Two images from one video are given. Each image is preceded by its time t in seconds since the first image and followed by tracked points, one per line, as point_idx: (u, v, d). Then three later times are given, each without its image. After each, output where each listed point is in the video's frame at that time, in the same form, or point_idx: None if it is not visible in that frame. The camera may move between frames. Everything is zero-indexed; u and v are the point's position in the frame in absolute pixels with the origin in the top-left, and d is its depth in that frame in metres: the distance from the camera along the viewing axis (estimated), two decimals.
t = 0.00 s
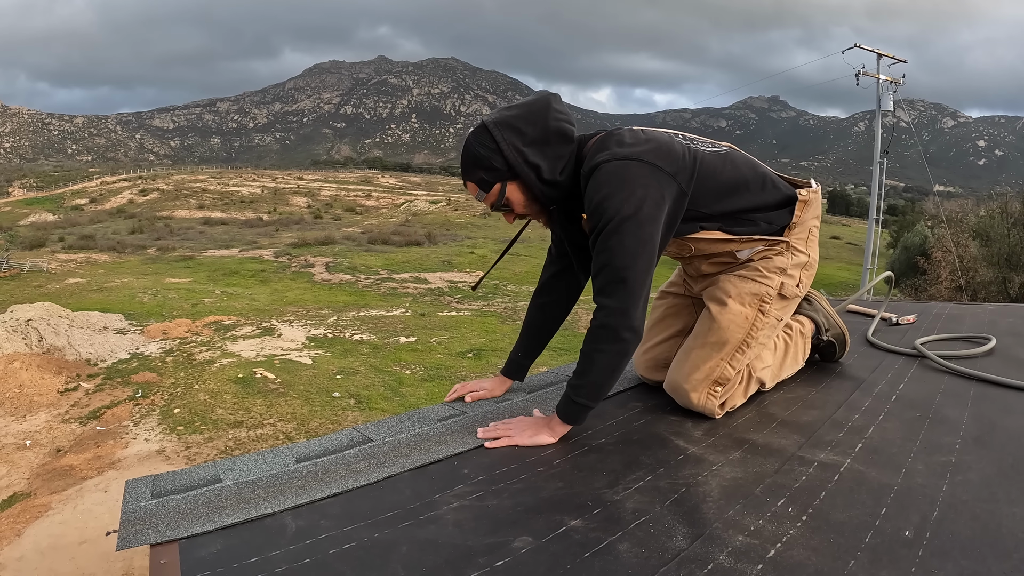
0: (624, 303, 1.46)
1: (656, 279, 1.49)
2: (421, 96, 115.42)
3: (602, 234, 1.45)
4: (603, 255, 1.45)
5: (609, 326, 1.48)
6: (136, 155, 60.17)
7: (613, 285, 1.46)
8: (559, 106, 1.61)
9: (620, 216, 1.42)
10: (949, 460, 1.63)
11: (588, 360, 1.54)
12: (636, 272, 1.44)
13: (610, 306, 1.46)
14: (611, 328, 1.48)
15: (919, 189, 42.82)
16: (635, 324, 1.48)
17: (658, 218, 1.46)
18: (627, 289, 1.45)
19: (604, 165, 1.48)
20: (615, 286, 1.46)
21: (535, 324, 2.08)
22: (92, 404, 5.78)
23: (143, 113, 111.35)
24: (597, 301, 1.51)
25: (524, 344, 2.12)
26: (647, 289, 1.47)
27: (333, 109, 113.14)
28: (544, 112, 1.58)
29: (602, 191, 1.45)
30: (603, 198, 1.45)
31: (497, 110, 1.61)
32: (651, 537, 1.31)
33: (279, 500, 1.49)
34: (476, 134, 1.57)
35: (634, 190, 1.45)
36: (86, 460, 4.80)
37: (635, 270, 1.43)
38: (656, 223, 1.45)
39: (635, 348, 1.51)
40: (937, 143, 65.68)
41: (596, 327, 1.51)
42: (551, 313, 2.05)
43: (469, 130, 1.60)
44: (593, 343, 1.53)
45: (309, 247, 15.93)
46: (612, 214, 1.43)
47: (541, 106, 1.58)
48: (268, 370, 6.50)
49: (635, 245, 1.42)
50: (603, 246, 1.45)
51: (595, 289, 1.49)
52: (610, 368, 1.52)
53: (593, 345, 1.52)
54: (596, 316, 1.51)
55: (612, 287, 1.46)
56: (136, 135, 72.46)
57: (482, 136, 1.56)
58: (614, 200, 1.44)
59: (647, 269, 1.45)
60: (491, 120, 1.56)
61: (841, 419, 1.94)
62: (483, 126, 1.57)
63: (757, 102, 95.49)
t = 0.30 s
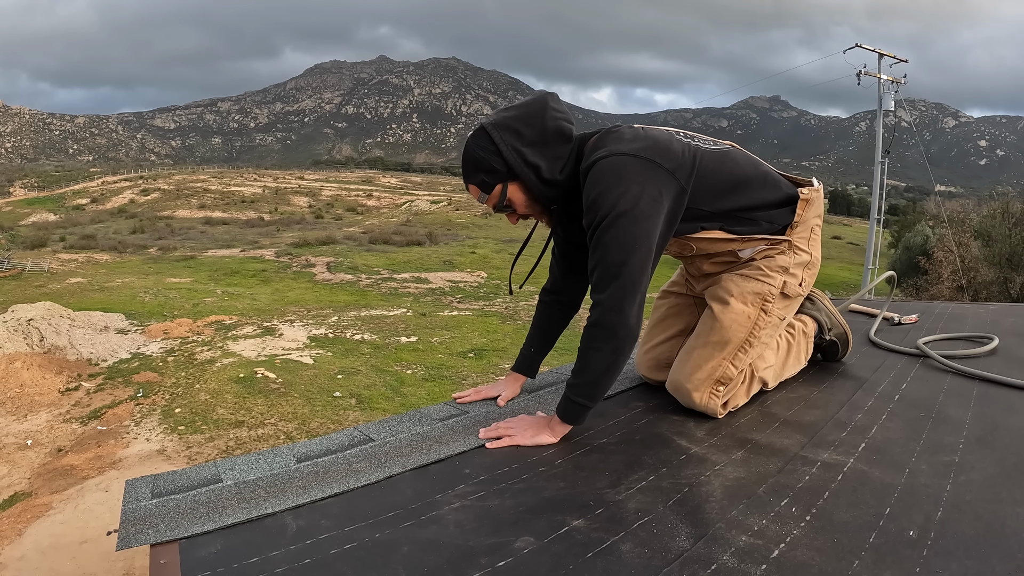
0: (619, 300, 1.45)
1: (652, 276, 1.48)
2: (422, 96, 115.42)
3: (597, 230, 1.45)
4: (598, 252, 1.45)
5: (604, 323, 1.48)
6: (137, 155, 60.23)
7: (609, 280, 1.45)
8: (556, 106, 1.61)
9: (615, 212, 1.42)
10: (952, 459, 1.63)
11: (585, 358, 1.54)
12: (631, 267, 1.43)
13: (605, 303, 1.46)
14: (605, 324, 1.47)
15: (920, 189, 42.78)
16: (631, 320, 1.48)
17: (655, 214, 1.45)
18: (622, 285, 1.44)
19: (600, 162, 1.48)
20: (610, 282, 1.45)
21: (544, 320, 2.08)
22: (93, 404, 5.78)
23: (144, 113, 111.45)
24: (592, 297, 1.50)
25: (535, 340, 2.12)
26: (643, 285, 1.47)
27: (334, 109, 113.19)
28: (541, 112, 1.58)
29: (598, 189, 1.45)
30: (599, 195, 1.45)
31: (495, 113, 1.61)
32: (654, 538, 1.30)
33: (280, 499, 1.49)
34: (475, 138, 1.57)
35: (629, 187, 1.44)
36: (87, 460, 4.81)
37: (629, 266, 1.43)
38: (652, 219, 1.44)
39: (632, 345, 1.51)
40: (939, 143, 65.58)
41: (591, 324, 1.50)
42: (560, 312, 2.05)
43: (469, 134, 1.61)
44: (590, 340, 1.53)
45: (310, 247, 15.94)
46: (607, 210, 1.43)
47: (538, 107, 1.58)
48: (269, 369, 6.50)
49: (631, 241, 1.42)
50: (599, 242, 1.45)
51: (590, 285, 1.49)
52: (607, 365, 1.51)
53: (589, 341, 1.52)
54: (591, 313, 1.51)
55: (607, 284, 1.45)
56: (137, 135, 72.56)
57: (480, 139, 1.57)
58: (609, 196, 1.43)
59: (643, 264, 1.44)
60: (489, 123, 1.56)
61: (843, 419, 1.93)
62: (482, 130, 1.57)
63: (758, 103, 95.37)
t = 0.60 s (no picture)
0: (610, 274, 1.48)
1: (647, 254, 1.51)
2: (423, 96, 115.38)
3: (599, 204, 1.49)
4: (596, 225, 1.49)
5: (594, 297, 1.50)
6: (138, 155, 60.28)
7: (602, 253, 1.48)
8: (569, 81, 1.63)
9: (617, 187, 1.46)
10: (952, 460, 1.63)
11: (571, 332, 1.54)
12: (625, 243, 1.47)
13: (596, 274, 1.49)
14: (594, 296, 1.49)
15: (921, 190, 42.74)
16: (619, 296, 1.51)
17: (657, 194, 1.48)
18: (614, 260, 1.48)
19: (610, 138, 1.50)
20: (603, 255, 1.49)
21: (550, 305, 2.08)
22: (94, 404, 5.78)
23: (145, 112, 111.71)
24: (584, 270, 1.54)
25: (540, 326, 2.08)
26: (636, 262, 1.50)
27: (335, 109, 113.21)
28: (554, 85, 1.59)
29: (604, 163, 1.48)
30: (604, 169, 1.48)
31: (509, 84, 1.62)
32: (655, 537, 1.30)
33: (281, 499, 1.49)
34: (489, 108, 1.58)
35: (635, 164, 1.47)
36: (88, 459, 4.81)
37: (623, 241, 1.46)
38: (653, 198, 1.47)
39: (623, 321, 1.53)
40: (940, 142, 65.49)
41: (580, 294, 1.53)
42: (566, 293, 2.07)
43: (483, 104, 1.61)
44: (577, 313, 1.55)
45: (311, 247, 15.95)
46: (610, 184, 1.47)
47: (551, 79, 1.59)
48: (270, 369, 6.51)
49: (629, 217, 1.45)
50: (598, 214, 1.49)
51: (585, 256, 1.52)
52: (592, 339, 1.52)
53: (575, 312, 1.54)
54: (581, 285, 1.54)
55: (600, 256, 1.49)
56: (138, 135, 72.62)
57: (494, 109, 1.57)
58: (613, 172, 1.47)
59: (639, 243, 1.47)
60: (504, 92, 1.57)
61: (844, 419, 1.93)
62: (497, 100, 1.58)
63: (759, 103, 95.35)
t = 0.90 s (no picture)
0: (609, 263, 1.51)
1: (649, 248, 1.52)
2: (424, 96, 115.37)
3: (605, 193, 1.53)
4: (601, 213, 1.53)
5: (592, 284, 1.52)
6: (139, 155, 60.33)
7: (604, 241, 1.51)
8: (579, 75, 1.73)
9: (623, 178, 1.49)
10: (954, 459, 1.62)
11: (569, 318, 1.57)
12: (626, 233, 1.49)
13: (596, 262, 1.52)
14: (592, 283, 1.52)
15: (922, 189, 42.72)
16: (617, 285, 1.52)
17: (662, 188, 1.50)
18: (615, 249, 1.50)
19: (614, 133, 1.57)
20: (604, 244, 1.52)
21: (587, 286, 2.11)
22: (95, 404, 5.78)
23: (147, 112, 111.92)
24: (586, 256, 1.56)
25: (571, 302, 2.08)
26: (639, 255, 1.51)
27: (336, 109, 113.21)
28: (559, 85, 1.71)
29: (609, 156, 1.54)
30: (611, 160, 1.53)
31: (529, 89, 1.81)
32: (657, 537, 1.30)
33: (282, 499, 1.49)
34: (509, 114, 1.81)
35: (642, 159, 1.50)
36: (89, 459, 4.81)
37: (625, 232, 1.49)
38: (658, 193, 1.49)
39: (623, 311, 1.54)
40: (942, 142, 65.37)
41: (579, 280, 1.55)
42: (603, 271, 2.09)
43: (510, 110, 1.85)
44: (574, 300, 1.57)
45: (312, 247, 15.96)
46: (617, 175, 1.50)
47: (557, 79, 1.72)
48: (271, 369, 6.51)
49: (633, 209, 1.48)
50: (604, 203, 1.52)
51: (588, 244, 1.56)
52: (586, 325, 1.53)
53: (573, 296, 1.57)
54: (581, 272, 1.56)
55: (602, 245, 1.52)
56: (139, 135, 72.68)
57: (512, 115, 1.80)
58: (620, 163, 1.51)
59: (641, 235, 1.49)
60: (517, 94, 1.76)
61: (846, 418, 1.93)
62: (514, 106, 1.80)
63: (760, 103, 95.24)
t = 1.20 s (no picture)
0: (612, 247, 1.52)
1: (651, 231, 1.53)
2: (424, 96, 115.37)
3: (608, 180, 1.56)
4: (605, 199, 1.55)
5: (592, 266, 1.54)
6: (140, 155, 60.36)
7: (606, 225, 1.53)
8: (604, 80, 1.78)
9: (624, 165, 1.52)
10: (956, 460, 1.62)
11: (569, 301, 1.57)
12: (626, 217, 1.51)
13: (597, 245, 1.53)
14: (593, 264, 1.53)
15: (923, 189, 42.68)
16: (617, 266, 1.52)
17: (662, 174, 1.52)
18: (618, 233, 1.51)
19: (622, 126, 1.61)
20: (607, 227, 1.53)
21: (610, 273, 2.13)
22: (96, 404, 5.78)
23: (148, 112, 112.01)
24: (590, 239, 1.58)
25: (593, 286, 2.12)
26: (639, 237, 1.51)
27: (337, 109, 113.29)
28: (580, 87, 1.77)
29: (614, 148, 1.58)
30: (615, 150, 1.57)
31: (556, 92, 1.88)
32: (656, 539, 1.30)
33: (281, 499, 1.49)
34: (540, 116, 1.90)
35: (641, 147, 1.53)
36: (90, 459, 4.81)
37: (625, 216, 1.51)
38: (657, 177, 1.51)
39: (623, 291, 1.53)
40: (943, 143, 65.30)
41: (581, 261, 1.57)
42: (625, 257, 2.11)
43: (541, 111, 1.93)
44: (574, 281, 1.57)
45: (313, 247, 15.96)
46: (618, 162, 1.54)
47: (578, 81, 1.78)
48: (272, 369, 6.51)
49: (633, 193, 1.50)
50: (607, 189, 1.55)
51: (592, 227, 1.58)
52: (585, 303, 1.52)
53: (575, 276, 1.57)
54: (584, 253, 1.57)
55: (604, 230, 1.54)
56: (140, 136, 72.76)
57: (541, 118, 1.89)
58: (622, 153, 1.54)
59: (641, 218, 1.50)
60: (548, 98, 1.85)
61: (847, 419, 1.93)
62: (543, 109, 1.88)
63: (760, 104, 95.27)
